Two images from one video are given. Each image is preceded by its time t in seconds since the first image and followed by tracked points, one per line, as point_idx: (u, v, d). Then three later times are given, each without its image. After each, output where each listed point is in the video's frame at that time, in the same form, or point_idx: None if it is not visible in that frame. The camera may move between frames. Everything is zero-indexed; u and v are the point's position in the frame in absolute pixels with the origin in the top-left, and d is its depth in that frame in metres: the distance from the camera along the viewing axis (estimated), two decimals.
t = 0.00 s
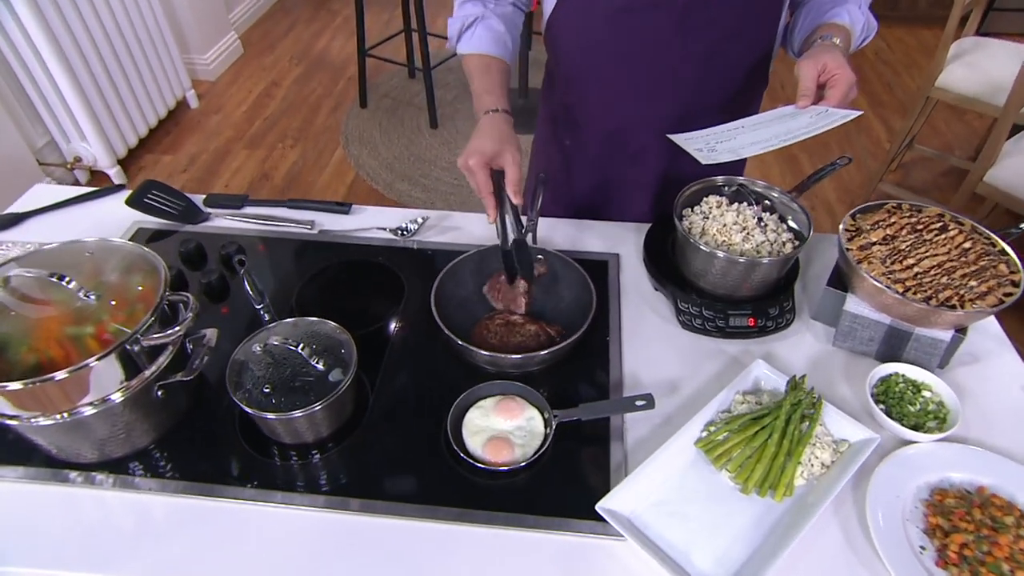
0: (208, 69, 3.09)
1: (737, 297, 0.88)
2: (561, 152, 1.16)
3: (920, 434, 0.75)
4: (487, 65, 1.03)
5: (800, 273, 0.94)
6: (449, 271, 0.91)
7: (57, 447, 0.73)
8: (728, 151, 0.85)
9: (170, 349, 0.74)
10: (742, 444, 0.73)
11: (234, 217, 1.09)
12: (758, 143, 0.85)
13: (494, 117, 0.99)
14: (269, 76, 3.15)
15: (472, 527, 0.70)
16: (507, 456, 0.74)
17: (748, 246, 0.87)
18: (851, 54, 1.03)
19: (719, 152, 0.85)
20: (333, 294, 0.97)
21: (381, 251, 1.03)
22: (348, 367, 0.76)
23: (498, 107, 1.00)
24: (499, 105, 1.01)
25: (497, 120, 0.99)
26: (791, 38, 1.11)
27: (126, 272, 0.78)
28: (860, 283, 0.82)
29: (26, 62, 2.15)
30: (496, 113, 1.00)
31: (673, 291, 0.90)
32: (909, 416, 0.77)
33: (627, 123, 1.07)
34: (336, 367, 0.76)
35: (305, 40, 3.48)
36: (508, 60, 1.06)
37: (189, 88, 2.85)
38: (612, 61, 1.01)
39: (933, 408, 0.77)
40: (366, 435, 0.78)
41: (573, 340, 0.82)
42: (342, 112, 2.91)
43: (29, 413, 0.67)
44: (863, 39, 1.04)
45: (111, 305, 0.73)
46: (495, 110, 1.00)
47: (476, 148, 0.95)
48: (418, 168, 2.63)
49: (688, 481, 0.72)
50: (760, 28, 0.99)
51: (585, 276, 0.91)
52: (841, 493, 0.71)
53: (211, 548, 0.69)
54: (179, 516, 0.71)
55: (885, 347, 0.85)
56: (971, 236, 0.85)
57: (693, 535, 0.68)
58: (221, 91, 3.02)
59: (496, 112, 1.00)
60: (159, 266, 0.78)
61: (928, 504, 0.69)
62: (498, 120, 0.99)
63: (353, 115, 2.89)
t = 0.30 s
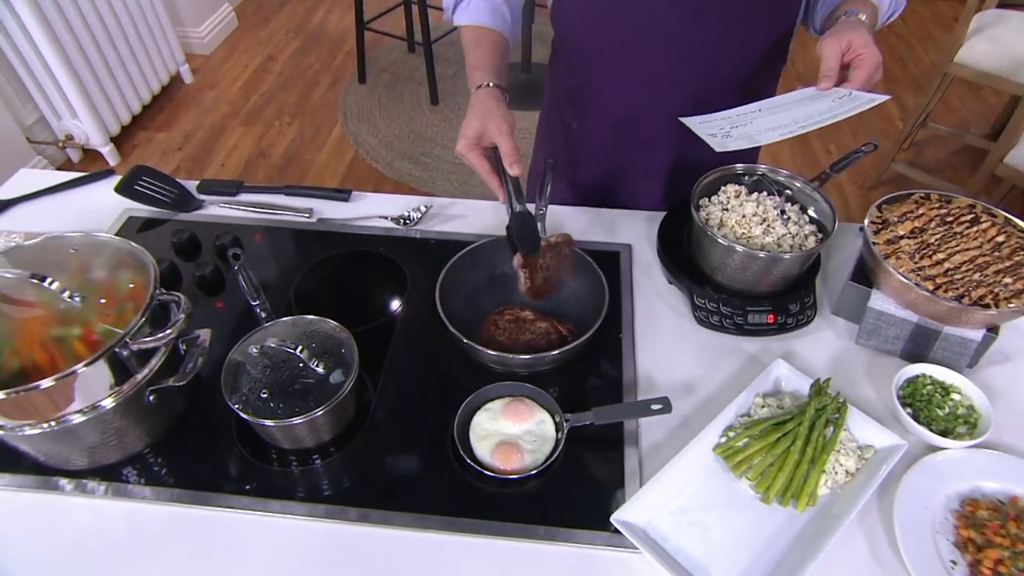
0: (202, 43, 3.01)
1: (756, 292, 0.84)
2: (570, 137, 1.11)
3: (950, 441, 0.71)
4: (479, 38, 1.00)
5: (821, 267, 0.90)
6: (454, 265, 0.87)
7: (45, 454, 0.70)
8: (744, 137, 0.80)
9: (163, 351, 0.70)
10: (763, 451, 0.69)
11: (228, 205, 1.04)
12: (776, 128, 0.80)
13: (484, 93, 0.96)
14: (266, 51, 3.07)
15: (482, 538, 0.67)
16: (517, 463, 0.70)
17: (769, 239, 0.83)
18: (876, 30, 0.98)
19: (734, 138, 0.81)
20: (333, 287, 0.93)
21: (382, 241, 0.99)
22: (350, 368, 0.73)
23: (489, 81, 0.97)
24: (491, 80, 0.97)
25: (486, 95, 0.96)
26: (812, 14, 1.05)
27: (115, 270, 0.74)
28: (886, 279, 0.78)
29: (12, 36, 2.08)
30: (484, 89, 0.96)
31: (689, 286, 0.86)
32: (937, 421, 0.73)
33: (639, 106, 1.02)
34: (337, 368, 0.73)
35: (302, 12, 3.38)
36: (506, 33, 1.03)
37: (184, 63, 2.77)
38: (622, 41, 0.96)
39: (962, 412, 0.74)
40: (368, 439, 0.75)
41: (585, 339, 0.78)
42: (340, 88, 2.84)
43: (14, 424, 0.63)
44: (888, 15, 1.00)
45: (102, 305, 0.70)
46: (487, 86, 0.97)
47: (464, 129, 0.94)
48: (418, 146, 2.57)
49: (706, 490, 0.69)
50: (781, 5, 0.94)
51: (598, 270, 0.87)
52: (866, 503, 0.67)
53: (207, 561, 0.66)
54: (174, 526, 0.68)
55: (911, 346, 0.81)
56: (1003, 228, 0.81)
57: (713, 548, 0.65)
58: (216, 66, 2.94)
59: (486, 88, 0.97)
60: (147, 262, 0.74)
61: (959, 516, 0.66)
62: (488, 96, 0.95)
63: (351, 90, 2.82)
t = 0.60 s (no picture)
0: (194, 18, 2.92)
1: (770, 291, 0.80)
2: (574, 123, 1.07)
3: (975, 450, 0.68)
4: (485, 10, 0.95)
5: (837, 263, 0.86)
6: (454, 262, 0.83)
7: (28, 467, 0.66)
8: (752, 126, 0.75)
9: (149, 357, 0.67)
10: (779, 462, 0.66)
11: (219, 195, 1.00)
12: (787, 117, 0.76)
13: (490, 69, 0.92)
14: (259, 27, 2.99)
15: (486, 554, 0.64)
16: (521, 474, 0.67)
17: (786, 236, 0.79)
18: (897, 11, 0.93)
19: (742, 127, 0.76)
20: (328, 284, 0.89)
21: (380, 234, 0.95)
22: (346, 374, 0.69)
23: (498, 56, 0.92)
24: (499, 63, 0.92)
25: (493, 70, 0.91)
26: None
27: (96, 270, 0.70)
28: (908, 278, 0.74)
29: None
30: (493, 64, 0.92)
31: (700, 283, 0.82)
32: (962, 429, 0.70)
33: (647, 92, 0.98)
34: (332, 374, 0.70)
35: None
36: (514, 9, 0.98)
37: (175, 39, 2.70)
38: (629, 23, 0.91)
39: (988, 419, 0.70)
40: (365, 447, 0.72)
41: (592, 342, 0.74)
42: (336, 65, 2.76)
43: None
44: None
45: (85, 309, 0.67)
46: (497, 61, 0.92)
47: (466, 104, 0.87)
48: (416, 126, 2.51)
49: (720, 502, 0.66)
50: None
51: (607, 268, 0.84)
52: (887, 517, 0.64)
53: None
54: (165, 541, 0.65)
55: (932, 347, 0.77)
56: None
57: (728, 564, 0.62)
58: (209, 42, 2.86)
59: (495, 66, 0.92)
60: (129, 262, 0.70)
61: (985, 530, 0.63)
62: (494, 72, 0.91)
63: (347, 68, 2.74)
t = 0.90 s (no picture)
0: None
1: (780, 291, 0.77)
2: (573, 111, 1.02)
3: (994, 459, 0.65)
4: None
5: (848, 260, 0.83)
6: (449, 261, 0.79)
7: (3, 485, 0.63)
8: (757, 119, 0.72)
9: (131, 367, 0.64)
10: (791, 473, 0.64)
11: (204, 189, 0.96)
12: (794, 111, 0.72)
13: (484, 27, 0.86)
14: (248, 5, 2.90)
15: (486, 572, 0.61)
16: (521, 487, 0.64)
17: (797, 233, 0.75)
18: None
19: (747, 120, 0.72)
20: (320, 283, 0.86)
21: (373, 230, 0.91)
22: (337, 382, 0.66)
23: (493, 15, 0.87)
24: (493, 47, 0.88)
25: (491, 29, 0.86)
26: None
27: (71, 274, 0.67)
28: (924, 277, 0.71)
29: None
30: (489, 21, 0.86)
31: (706, 282, 0.78)
32: (980, 437, 0.67)
33: (650, 78, 0.93)
34: (323, 382, 0.67)
35: None
36: None
37: (160, 19, 2.62)
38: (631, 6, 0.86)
39: (1007, 427, 0.68)
40: (359, 457, 0.69)
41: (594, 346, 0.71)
42: (327, 46, 2.69)
43: None
44: None
45: (60, 317, 0.63)
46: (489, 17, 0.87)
47: (467, 61, 0.81)
48: (410, 109, 2.45)
49: (729, 515, 0.63)
50: None
51: (609, 266, 0.81)
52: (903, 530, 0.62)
53: None
54: (150, 560, 0.62)
55: (947, 349, 0.74)
56: None
57: None
58: (196, 22, 2.78)
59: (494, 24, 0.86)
60: (106, 266, 0.67)
61: (1005, 545, 0.61)
62: (492, 31, 0.85)
63: (339, 49, 2.67)
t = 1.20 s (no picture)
0: None
1: (787, 290, 0.74)
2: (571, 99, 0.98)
3: (1010, 466, 0.63)
4: None
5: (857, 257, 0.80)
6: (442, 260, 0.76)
7: None
8: (756, 113, 0.68)
9: (109, 377, 0.61)
10: (799, 483, 0.61)
11: (186, 183, 0.92)
12: (796, 103, 0.68)
13: (504, 53, 0.81)
14: None
15: None
16: (519, 498, 0.62)
17: (805, 229, 0.72)
18: None
19: (745, 113, 0.69)
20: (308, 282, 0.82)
21: (363, 225, 0.87)
22: (326, 390, 0.64)
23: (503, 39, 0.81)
24: (484, 29, 0.83)
25: (506, 56, 0.81)
26: None
27: (41, 280, 0.63)
28: (937, 275, 0.68)
29: None
30: (503, 47, 0.81)
31: (710, 279, 0.75)
32: (996, 441, 0.65)
33: (650, 65, 0.89)
34: (311, 392, 0.64)
35: None
36: None
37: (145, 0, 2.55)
38: None
39: None
40: (350, 466, 0.66)
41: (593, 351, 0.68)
42: (317, 28, 2.62)
43: None
44: None
45: (32, 326, 0.60)
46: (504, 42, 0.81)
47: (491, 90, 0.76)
48: (402, 92, 2.39)
49: (735, 526, 0.61)
50: None
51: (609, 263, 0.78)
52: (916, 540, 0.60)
53: None
54: None
55: (960, 348, 0.71)
56: None
57: None
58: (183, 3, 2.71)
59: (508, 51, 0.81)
60: (79, 271, 0.63)
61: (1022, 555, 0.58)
62: (508, 58, 0.81)
63: (329, 31, 2.60)
